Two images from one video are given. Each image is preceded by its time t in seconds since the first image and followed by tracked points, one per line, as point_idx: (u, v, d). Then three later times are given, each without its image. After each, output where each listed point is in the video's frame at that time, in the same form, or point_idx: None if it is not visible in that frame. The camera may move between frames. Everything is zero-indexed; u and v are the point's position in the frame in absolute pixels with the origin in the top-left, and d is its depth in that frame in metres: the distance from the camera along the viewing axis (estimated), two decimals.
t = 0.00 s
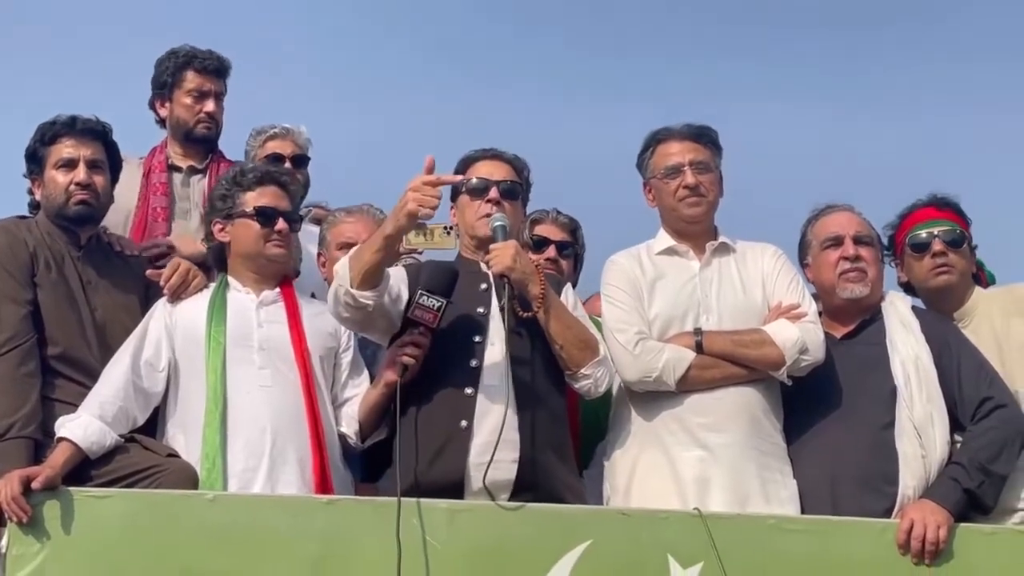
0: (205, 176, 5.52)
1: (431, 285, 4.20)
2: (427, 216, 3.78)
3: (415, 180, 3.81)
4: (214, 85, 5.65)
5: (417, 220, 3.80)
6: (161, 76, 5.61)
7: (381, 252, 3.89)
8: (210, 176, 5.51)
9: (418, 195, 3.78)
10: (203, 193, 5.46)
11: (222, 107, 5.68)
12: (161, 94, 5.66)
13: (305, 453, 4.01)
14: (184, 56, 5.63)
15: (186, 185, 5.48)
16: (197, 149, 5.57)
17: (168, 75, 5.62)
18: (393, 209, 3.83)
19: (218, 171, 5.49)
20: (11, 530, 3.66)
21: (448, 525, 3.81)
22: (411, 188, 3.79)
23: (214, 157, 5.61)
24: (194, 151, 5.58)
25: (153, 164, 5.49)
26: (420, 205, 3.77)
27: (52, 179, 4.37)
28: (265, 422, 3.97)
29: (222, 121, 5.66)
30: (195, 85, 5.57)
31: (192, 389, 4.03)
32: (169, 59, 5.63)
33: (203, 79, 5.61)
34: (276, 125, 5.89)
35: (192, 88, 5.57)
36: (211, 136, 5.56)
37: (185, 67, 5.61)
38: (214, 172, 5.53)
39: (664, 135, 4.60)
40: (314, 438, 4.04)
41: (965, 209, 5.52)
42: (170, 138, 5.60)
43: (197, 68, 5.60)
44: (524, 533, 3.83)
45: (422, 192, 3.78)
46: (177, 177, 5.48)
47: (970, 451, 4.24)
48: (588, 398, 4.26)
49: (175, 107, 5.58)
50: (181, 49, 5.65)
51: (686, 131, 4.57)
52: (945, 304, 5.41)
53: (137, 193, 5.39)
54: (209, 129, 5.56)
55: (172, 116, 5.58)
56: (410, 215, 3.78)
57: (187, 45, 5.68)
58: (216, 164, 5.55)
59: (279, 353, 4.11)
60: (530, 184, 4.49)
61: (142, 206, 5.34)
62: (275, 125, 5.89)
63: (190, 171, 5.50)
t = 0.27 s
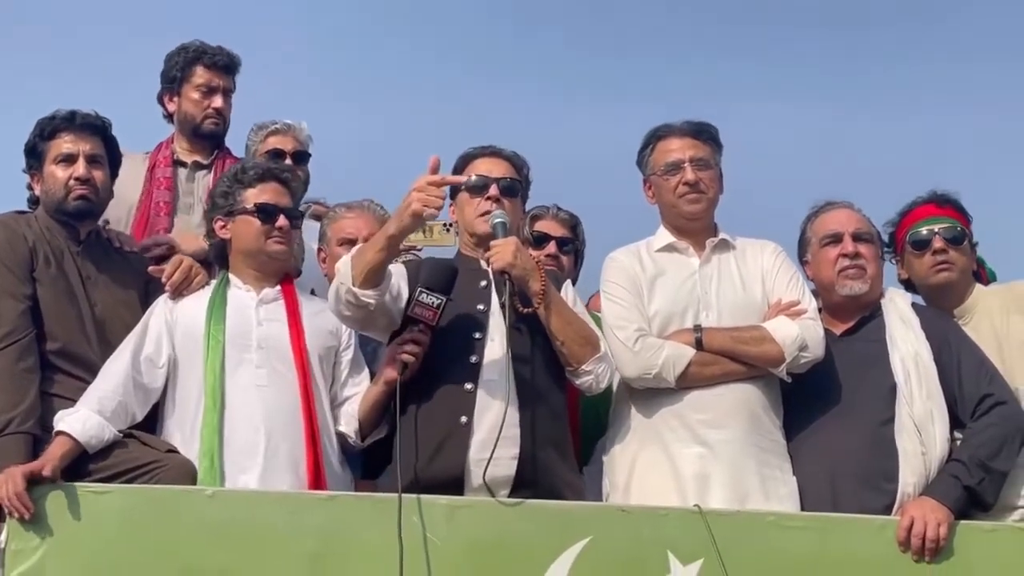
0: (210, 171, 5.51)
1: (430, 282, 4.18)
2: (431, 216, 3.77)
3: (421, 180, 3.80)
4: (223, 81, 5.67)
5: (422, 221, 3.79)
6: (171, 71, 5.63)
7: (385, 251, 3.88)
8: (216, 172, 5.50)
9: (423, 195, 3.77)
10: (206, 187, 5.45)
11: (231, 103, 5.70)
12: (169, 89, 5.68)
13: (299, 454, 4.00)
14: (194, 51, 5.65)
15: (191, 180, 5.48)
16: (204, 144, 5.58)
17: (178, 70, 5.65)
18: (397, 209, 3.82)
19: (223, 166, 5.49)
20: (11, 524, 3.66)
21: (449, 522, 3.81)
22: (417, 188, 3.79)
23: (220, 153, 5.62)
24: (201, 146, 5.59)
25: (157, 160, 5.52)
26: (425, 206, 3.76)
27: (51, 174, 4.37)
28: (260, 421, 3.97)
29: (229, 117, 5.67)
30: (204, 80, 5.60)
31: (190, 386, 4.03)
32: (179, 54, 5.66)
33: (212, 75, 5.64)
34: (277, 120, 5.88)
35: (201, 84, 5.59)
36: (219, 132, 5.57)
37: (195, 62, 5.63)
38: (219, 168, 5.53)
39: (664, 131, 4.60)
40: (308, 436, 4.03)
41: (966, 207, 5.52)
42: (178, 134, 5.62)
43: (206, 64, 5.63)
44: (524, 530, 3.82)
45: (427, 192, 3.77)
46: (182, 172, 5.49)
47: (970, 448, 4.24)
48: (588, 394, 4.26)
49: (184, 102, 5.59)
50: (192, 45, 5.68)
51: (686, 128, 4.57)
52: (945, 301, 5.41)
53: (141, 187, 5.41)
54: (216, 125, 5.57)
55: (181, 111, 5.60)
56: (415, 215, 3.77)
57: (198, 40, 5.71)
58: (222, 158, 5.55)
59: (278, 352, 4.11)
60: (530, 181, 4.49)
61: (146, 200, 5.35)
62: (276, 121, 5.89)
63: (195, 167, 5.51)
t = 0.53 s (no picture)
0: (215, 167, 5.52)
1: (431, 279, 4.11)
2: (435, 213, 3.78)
3: (423, 177, 3.80)
4: (231, 76, 5.68)
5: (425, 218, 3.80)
6: (179, 64, 5.65)
7: (387, 248, 3.89)
8: (221, 167, 5.51)
9: (426, 192, 3.78)
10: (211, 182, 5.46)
11: (238, 98, 5.71)
12: (177, 83, 5.69)
13: (299, 454, 4.01)
14: (203, 46, 5.67)
15: (195, 174, 5.49)
16: (209, 139, 5.59)
17: (186, 63, 5.66)
18: (399, 206, 3.83)
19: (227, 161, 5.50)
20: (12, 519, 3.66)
21: (450, 518, 3.81)
22: (419, 185, 3.79)
23: (225, 148, 5.62)
24: (207, 141, 5.60)
25: (162, 154, 5.54)
26: (428, 203, 3.77)
27: (54, 169, 4.38)
28: (259, 419, 3.99)
29: (236, 113, 5.68)
30: (212, 75, 5.61)
31: (192, 383, 4.04)
32: (187, 47, 5.67)
33: (220, 70, 5.65)
34: (279, 116, 5.89)
35: (209, 78, 5.61)
36: (225, 127, 5.58)
37: (203, 56, 5.64)
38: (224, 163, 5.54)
39: (666, 127, 4.60)
40: (310, 435, 4.04)
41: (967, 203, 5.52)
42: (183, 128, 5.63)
43: (215, 59, 5.65)
44: (525, 526, 3.83)
45: (430, 190, 3.78)
46: (187, 166, 5.50)
47: (971, 445, 4.24)
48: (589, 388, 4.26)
49: (191, 96, 5.60)
50: (201, 39, 5.69)
51: (687, 124, 4.57)
52: (947, 298, 5.41)
53: (145, 180, 5.43)
54: (223, 120, 5.58)
55: (187, 105, 5.61)
56: (418, 213, 3.78)
57: (207, 35, 5.73)
58: (227, 153, 5.56)
59: (279, 350, 4.12)
60: (531, 177, 4.50)
61: (150, 195, 5.36)
62: (278, 116, 5.89)
63: (200, 161, 5.51)
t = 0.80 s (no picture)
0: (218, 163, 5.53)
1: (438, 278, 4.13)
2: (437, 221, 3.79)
3: (427, 184, 3.80)
4: (235, 72, 5.68)
5: (427, 224, 3.80)
6: (183, 60, 5.65)
7: (388, 252, 3.89)
8: (224, 163, 5.51)
9: (430, 199, 3.78)
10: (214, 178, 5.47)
11: (242, 94, 5.72)
12: (180, 78, 5.69)
13: (301, 451, 4.02)
14: (207, 41, 5.67)
15: (198, 171, 5.49)
16: (213, 135, 5.60)
17: (190, 59, 5.67)
18: (402, 211, 3.83)
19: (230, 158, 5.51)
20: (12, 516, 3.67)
21: (451, 515, 3.82)
22: (423, 192, 3.79)
23: (229, 144, 5.63)
24: (211, 137, 5.61)
25: (166, 150, 5.54)
26: (431, 210, 3.77)
27: (58, 166, 4.39)
28: (264, 415, 3.99)
29: (240, 108, 5.69)
30: (216, 71, 5.62)
31: (196, 380, 4.04)
32: (191, 43, 5.68)
33: (225, 65, 5.66)
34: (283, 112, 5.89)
35: (213, 74, 5.61)
36: (229, 123, 5.58)
37: (207, 52, 5.65)
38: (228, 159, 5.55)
39: (667, 125, 4.60)
40: (312, 434, 4.05)
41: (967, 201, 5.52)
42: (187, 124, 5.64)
43: (219, 54, 5.65)
44: (526, 523, 3.83)
45: (434, 197, 3.78)
46: (190, 162, 5.51)
47: (972, 442, 4.24)
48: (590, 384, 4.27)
49: (195, 92, 5.61)
50: (206, 35, 5.70)
51: (688, 121, 4.58)
52: (948, 296, 5.42)
53: (147, 177, 5.42)
54: (226, 116, 5.58)
55: (192, 101, 5.62)
56: (421, 219, 3.78)
57: (211, 31, 5.73)
58: (231, 150, 5.57)
59: (283, 347, 4.12)
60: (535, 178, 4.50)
61: (152, 191, 5.37)
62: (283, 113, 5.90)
63: (203, 158, 5.52)
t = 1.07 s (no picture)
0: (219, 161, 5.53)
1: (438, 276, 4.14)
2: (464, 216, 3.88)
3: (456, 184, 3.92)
4: (237, 70, 5.68)
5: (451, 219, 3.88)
6: (184, 58, 5.65)
7: (404, 242, 3.91)
8: (225, 162, 5.51)
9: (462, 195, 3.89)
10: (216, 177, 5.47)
11: (243, 92, 5.71)
12: (181, 76, 5.69)
13: (303, 450, 4.02)
14: (209, 39, 5.67)
15: (200, 169, 5.49)
16: (215, 133, 5.60)
17: (191, 57, 5.66)
18: (428, 204, 3.89)
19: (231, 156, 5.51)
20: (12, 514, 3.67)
21: (451, 514, 3.82)
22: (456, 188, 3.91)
23: (230, 142, 5.63)
24: (212, 135, 5.60)
25: (167, 148, 5.54)
26: (461, 205, 3.88)
27: (60, 164, 4.39)
28: (266, 414, 3.99)
29: (241, 106, 5.69)
30: (218, 69, 5.62)
31: (199, 379, 4.04)
32: (193, 41, 5.68)
33: (226, 63, 5.65)
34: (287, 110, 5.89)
35: (214, 72, 5.61)
36: (230, 120, 5.58)
37: (209, 50, 5.65)
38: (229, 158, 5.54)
39: (667, 124, 4.60)
40: (314, 433, 4.04)
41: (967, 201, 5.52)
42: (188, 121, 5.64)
43: (220, 52, 5.65)
44: (527, 523, 3.83)
45: (466, 194, 3.90)
46: (191, 160, 5.51)
47: (972, 442, 4.24)
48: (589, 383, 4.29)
49: (196, 90, 5.61)
50: (207, 33, 5.70)
51: (689, 120, 4.57)
52: (947, 296, 5.42)
53: (148, 176, 5.42)
54: (228, 114, 5.58)
55: (193, 99, 5.61)
56: (450, 212, 3.87)
57: (212, 29, 5.73)
58: (232, 148, 5.57)
59: (286, 347, 4.12)
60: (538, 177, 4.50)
61: (153, 189, 5.36)
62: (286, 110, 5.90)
63: (205, 156, 5.52)
